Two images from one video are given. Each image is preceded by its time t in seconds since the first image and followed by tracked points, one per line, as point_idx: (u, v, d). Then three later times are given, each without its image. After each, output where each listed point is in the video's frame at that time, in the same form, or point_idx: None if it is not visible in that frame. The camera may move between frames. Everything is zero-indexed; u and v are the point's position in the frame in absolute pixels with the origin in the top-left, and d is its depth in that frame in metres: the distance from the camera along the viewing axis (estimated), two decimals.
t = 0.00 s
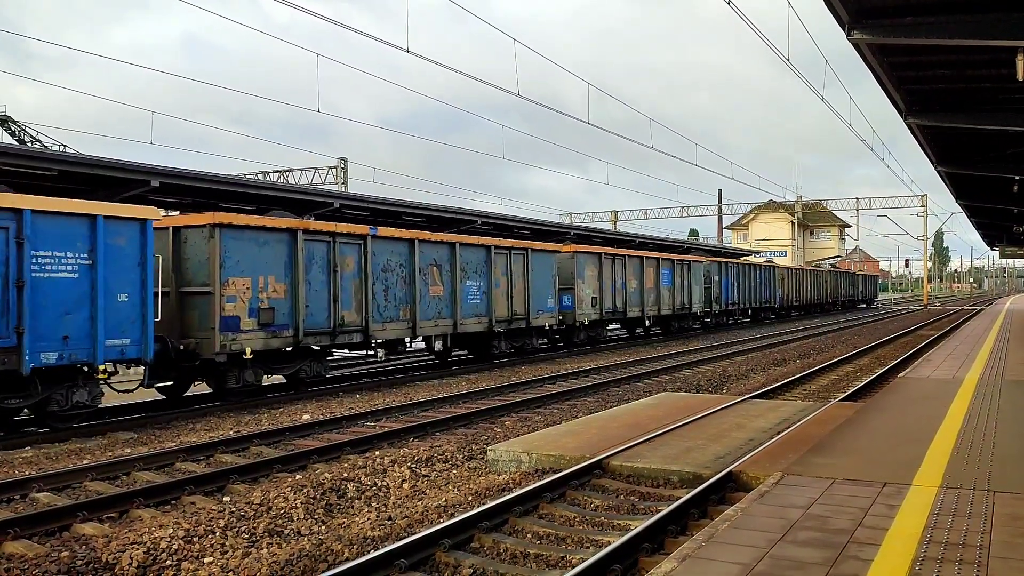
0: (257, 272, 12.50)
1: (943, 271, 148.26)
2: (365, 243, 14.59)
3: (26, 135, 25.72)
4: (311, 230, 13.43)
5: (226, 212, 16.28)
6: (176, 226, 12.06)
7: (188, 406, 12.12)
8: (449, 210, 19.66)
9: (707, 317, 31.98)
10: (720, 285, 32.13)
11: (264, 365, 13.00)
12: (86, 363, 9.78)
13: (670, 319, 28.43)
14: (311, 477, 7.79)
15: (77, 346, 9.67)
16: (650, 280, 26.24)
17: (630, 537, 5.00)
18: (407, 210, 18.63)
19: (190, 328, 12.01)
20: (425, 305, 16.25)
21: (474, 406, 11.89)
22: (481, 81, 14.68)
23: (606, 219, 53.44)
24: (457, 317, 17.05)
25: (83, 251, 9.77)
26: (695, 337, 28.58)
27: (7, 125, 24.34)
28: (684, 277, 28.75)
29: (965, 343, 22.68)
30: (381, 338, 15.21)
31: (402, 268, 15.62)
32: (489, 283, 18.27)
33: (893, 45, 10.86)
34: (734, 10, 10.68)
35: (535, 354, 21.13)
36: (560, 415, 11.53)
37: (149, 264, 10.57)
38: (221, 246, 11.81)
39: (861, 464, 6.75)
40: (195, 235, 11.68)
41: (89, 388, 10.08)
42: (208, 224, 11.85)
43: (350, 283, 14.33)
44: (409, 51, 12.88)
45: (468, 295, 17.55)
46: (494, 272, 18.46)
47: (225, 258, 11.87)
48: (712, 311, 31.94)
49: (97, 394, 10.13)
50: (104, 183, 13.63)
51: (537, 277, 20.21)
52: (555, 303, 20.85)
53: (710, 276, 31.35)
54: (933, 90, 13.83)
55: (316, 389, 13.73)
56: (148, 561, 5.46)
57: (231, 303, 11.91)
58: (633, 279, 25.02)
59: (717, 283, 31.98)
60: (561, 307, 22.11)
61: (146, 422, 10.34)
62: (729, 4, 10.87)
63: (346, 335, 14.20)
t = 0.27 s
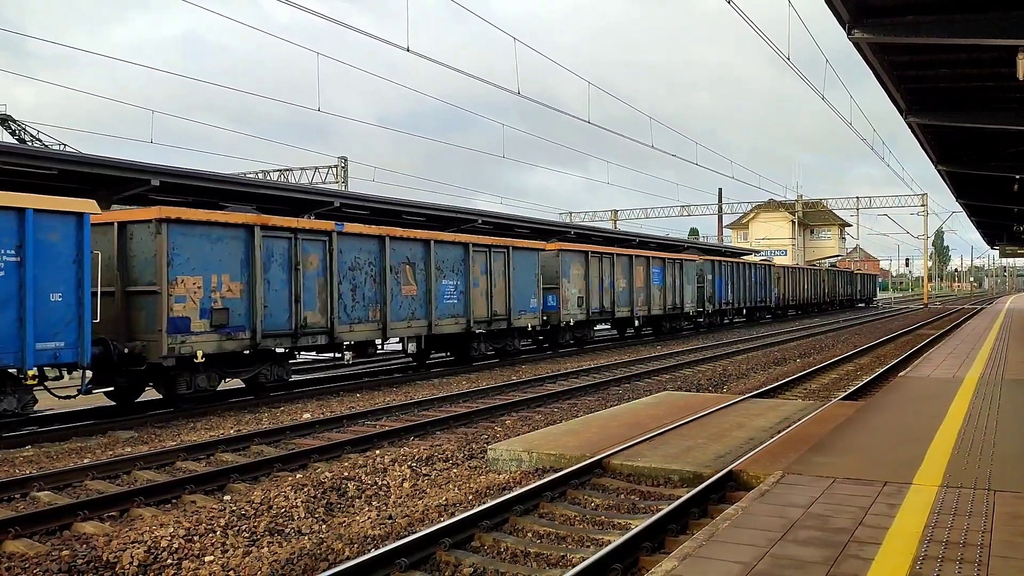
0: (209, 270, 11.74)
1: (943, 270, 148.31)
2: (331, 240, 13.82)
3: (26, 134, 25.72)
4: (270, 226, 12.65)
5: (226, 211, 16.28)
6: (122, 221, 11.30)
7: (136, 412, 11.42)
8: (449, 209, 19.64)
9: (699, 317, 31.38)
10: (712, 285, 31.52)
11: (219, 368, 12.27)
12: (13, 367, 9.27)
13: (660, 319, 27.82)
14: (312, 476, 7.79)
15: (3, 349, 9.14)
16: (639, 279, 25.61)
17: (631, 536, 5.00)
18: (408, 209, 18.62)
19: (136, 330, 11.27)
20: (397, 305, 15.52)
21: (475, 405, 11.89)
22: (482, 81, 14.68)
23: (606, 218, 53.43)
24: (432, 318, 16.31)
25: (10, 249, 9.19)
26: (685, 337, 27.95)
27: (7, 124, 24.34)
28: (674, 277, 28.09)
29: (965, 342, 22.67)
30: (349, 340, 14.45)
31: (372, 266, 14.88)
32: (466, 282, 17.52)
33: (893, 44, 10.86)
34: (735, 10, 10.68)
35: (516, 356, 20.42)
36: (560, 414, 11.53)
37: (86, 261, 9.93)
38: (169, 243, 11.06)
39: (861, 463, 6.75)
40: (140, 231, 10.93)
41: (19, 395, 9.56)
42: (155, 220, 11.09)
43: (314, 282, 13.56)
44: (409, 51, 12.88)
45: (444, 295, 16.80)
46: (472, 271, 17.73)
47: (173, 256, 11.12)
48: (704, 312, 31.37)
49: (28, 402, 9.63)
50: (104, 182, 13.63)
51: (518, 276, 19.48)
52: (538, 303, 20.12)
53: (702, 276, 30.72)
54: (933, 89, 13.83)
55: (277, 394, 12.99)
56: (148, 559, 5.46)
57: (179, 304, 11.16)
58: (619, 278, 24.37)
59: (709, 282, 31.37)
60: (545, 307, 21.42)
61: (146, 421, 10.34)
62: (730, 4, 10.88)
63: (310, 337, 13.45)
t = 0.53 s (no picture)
0: (154, 268, 10.71)
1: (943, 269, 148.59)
2: (294, 236, 12.81)
3: (26, 134, 25.72)
4: (225, 221, 11.61)
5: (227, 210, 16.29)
6: (60, 215, 10.27)
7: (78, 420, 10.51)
8: (449, 208, 19.63)
9: (692, 318, 30.73)
10: (705, 284, 30.84)
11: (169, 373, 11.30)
12: None
13: (651, 319, 27.14)
14: (312, 475, 7.80)
15: None
16: (627, 279, 24.90)
17: (631, 535, 5.01)
18: (408, 208, 18.61)
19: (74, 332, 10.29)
20: (367, 305, 14.54)
21: (475, 404, 11.90)
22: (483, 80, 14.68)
23: (607, 218, 53.43)
24: (405, 319, 15.34)
25: None
26: (677, 338, 27.22)
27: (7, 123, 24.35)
28: (664, 276, 27.36)
29: (966, 342, 22.67)
30: (315, 343, 13.50)
31: (339, 264, 13.90)
32: (443, 281, 16.58)
33: (894, 44, 10.86)
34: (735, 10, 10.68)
35: (498, 358, 19.54)
36: (561, 413, 11.53)
37: (13, 259, 8.91)
38: (110, 239, 10.08)
39: (861, 463, 6.75)
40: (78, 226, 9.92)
41: None
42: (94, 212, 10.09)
43: (274, 282, 12.54)
44: (409, 50, 12.87)
45: (419, 294, 15.82)
46: (451, 269, 16.79)
47: (114, 253, 10.11)
48: (697, 312, 30.71)
49: None
50: (105, 181, 13.64)
51: (500, 275, 18.53)
52: (520, 303, 19.21)
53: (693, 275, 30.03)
54: (934, 89, 13.83)
55: (234, 401, 12.05)
56: (149, 559, 5.46)
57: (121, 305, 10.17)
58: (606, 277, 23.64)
59: (702, 282, 30.67)
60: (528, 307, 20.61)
61: (146, 421, 10.34)
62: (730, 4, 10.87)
63: (269, 340, 12.44)
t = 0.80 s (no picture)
0: (92, 267, 9.93)
1: (943, 269, 148.65)
2: (249, 233, 12.02)
3: (26, 133, 25.74)
4: (172, 217, 10.82)
5: (227, 210, 16.29)
6: None
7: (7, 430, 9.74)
8: (449, 208, 19.63)
9: (683, 318, 30.15)
10: (697, 284, 30.24)
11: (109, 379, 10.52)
12: None
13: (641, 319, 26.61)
14: (312, 475, 7.79)
15: None
16: (615, 278, 24.33)
17: (631, 535, 5.00)
18: (408, 208, 18.61)
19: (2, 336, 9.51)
20: (333, 306, 13.74)
21: (475, 404, 11.89)
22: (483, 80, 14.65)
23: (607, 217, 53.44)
24: (375, 321, 14.53)
25: None
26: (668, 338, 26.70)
27: (7, 122, 24.36)
28: (653, 275, 26.73)
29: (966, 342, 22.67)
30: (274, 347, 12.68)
31: (302, 263, 13.11)
32: (417, 281, 15.77)
33: (894, 44, 10.86)
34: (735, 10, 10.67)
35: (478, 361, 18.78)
36: (561, 413, 11.54)
37: None
38: (41, 235, 9.32)
39: (862, 463, 6.74)
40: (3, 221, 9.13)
41: None
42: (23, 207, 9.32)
43: (228, 281, 11.74)
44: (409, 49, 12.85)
45: (390, 295, 15.01)
46: (426, 268, 16.01)
47: (44, 250, 9.34)
48: (689, 313, 30.11)
49: None
50: (106, 181, 13.64)
51: (479, 274, 17.76)
52: (501, 303, 18.44)
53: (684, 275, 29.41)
54: (934, 89, 13.83)
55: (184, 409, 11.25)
56: (149, 558, 5.45)
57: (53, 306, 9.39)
58: (592, 276, 23.17)
59: (694, 282, 30.08)
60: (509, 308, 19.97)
61: (146, 420, 10.34)
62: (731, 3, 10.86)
63: (222, 344, 11.61)
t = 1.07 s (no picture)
0: (20, 265, 9.46)
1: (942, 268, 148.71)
2: (199, 231, 11.57)
3: (26, 133, 25.74)
4: (112, 211, 10.32)
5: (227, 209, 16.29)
6: None
7: None
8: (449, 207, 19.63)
9: (674, 318, 29.46)
10: (688, 282, 29.52)
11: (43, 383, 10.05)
12: None
13: (630, 319, 25.92)
14: (312, 474, 7.80)
15: None
16: (603, 277, 23.55)
17: (631, 535, 5.00)
18: (408, 207, 18.61)
19: None
20: (293, 306, 13.27)
21: (475, 404, 11.89)
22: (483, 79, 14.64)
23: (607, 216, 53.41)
24: (341, 322, 14.07)
25: None
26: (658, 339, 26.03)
27: (7, 122, 24.34)
28: (642, 274, 25.96)
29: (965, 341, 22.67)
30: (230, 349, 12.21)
31: (260, 261, 12.69)
32: (387, 280, 15.30)
33: (894, 43, 10.87)
34: (735, 9, 10.66)
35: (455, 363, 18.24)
36: (561, 412, 11.54)
37: None
38: None
39: (862, 462, 6.74)
40: None
41: None
42: None
43: (176, 280, 11.28)
44: (409, 49, 12.82)
45: (356, 294, 14.55)
46: (396, 267, 15.54)
47: None
48: (680, 312, 29.38)
49: None
50: (106, 180, 13.64)
51: (455, 273, 17.18)
52: (479, 302, 17.93)
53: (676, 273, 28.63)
54: (934, 88, 13.84)
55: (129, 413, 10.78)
56: (149, 557, 5.45)
57: None
58: (578, 275, 22.37)
59: (685, 280, 29.36)
60: (490, 308, 19.23)
61: (146, 419, 10.35)
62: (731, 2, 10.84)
63: (170, 347, 11.14)
